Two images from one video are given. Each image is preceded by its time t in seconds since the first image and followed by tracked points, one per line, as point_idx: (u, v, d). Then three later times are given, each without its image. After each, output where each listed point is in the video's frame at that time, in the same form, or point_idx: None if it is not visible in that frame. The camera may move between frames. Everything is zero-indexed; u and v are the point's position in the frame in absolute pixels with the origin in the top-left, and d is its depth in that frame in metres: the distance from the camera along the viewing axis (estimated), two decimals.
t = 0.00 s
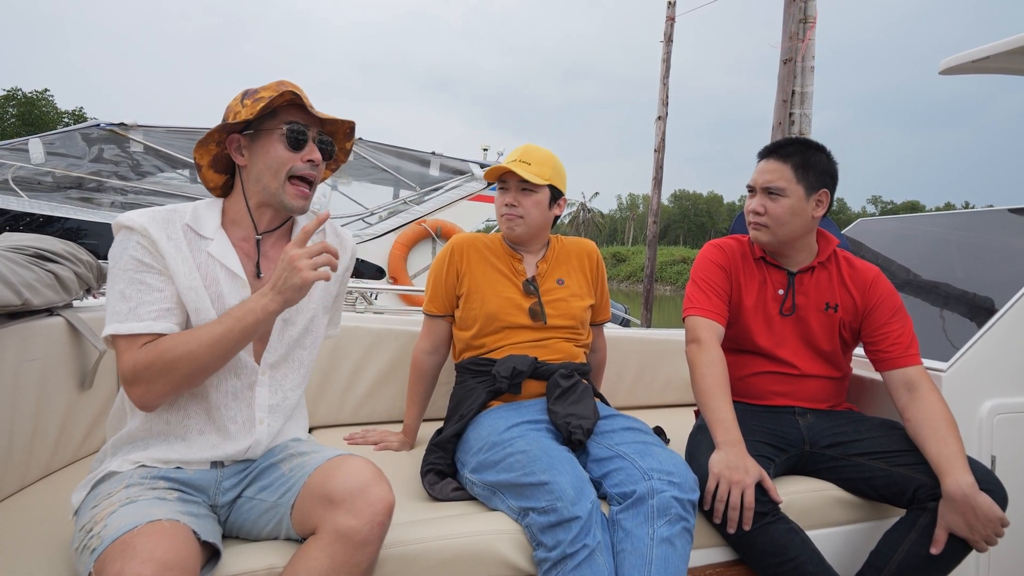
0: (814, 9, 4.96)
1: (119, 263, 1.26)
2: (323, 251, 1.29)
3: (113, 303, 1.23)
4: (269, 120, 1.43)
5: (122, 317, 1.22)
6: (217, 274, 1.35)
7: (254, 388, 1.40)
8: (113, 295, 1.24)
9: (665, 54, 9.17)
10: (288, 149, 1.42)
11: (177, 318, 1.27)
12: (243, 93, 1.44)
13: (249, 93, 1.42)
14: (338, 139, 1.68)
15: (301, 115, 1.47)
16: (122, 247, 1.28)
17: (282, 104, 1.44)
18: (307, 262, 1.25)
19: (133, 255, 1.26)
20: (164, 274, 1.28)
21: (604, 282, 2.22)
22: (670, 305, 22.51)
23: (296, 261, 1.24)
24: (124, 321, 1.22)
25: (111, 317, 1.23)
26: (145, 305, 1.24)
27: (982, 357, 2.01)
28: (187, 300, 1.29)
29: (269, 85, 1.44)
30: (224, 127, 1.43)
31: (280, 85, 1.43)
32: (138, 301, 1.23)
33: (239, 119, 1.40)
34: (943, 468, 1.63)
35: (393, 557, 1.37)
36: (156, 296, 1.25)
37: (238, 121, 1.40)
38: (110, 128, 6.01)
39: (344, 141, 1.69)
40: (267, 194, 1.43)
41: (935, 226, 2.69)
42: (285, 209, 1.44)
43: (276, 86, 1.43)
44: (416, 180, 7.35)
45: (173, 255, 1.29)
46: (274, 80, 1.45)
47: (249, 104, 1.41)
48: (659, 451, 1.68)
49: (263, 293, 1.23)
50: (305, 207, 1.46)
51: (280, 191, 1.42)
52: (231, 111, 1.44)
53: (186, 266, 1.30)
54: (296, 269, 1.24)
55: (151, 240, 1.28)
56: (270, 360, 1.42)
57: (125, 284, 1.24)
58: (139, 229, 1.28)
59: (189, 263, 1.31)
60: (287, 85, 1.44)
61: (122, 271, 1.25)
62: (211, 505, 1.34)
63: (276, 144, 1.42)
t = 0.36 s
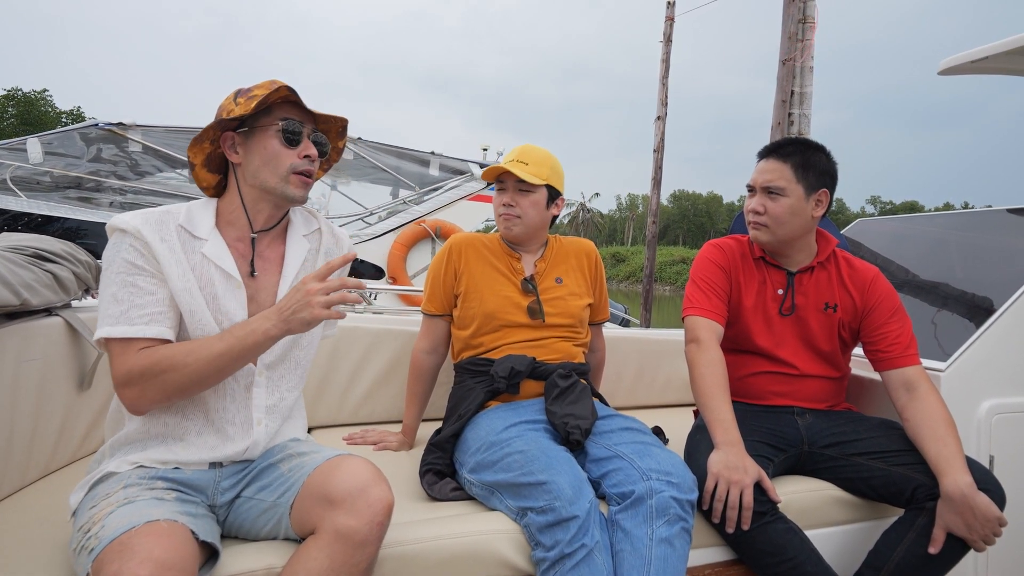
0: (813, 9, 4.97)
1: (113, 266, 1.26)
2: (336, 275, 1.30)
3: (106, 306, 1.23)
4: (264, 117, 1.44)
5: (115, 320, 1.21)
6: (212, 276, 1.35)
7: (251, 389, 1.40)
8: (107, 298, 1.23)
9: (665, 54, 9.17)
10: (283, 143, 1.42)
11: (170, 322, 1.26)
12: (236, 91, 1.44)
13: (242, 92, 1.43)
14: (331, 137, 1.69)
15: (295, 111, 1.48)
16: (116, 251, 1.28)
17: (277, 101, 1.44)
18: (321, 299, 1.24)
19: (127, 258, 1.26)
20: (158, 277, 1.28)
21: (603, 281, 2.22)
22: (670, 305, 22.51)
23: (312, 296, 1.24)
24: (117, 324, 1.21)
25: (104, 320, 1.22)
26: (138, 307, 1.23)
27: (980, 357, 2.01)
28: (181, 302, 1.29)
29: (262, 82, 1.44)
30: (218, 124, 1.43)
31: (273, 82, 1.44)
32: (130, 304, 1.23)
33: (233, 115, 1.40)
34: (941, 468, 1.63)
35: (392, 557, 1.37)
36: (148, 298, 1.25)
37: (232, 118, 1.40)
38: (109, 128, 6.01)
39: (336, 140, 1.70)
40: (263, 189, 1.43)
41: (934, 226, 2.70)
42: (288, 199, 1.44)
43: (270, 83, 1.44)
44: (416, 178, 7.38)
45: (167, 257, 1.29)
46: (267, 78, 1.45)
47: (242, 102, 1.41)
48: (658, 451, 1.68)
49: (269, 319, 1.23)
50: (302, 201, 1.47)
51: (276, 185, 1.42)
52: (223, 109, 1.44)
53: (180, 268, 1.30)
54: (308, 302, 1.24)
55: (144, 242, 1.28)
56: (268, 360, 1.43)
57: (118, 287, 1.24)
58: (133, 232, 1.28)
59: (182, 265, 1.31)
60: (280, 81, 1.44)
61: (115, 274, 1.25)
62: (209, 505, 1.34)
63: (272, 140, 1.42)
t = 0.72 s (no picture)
0: (813, 9, 4.98)
1: (123, 266, 1.24)
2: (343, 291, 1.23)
3: (119, 306, 1.21)
4: (269, 120, 1.43)
5: (130, 321, 1.20)
6: (224, 276, 1.36)
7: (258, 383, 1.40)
8: (119, 298, 1.22)
9: (664, 54, 9.18)
10: (291, 148, 1.43)
11: (185, 322, 1.26)
12: (238, 92, 1.43)
13: (243, 93, 1.42)
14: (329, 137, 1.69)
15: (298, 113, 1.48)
16: (123, 249, 1.26)
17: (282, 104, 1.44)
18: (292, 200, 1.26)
19: (138, 258, 1.25)
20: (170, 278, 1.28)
21: (604, 282, 2.22)
22: (670, 306, 22.50)
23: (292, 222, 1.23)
24: (131, 325, 1.20)
25: (116, 322, 1.21)
26: (155, 309, 1.23)
27: (981, 357, 2.00)
28: (196, 303, 1.30)
29: (264, 83, 1.44)
30: (222, 127, 1.41)
31: (276, 84, 1.44)
32: (145, 305, 1.22)
33: (239, 118, 1.39)
34: (942, 468, 1.63)
35: (392, 558, 1.37)
36: (163, 300, 1.24)
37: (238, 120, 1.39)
38: (109, 129, 6.01)
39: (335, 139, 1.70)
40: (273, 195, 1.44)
41: (935, 227, 2.69)
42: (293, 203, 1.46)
43: (273, 85, 1.44)
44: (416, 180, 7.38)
45: (179, 258, 1.29)
46: (268, 79, 1.45)
47: (247, 103, 1.40)
48: (659, 452, 1.68)
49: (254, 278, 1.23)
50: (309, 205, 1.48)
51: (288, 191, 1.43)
52: (226, 111, 1.42)
53: (193, 268, 1.31)
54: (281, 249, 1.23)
55: (156, 241, 1.28)
56: (273, 360, 1.43)
57: (131, 288, 1.23)
58: (143, 231, 1.27)
59: (194, 264, 1.32)
60: (282, 84, 1.45)
61: (126, 275, 1.24)
62: (209, 506, 1.34)
63: (280, 144, 1.43)
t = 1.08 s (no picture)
0: (812, 11, 4.99)
1: (147, 295, 1.22)
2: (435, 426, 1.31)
3: (149, 337, 1.21)
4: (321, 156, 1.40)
5: (167, 352, 1.21)
6: (239, 295, 1.35)
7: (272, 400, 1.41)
8: (148, 329, 1.21)
9: (664, 55, 9.19)
10: (335, 189, 1.42)
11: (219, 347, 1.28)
12: (291, 113, 1.37)
13: (298, 116, 1.38)
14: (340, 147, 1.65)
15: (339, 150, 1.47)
16: (140, 276, 1.23)
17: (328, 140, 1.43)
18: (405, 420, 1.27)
19: (162, 287, 1.23)
20: (196, 304, 1.27)
21: (604, 283, 2.22)
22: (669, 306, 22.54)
23: (405, 433, 1.29)
24: (174, 358, 1.21)
25: (155, 357, 1.20)
26: (191, 337, 1.24)
27: (980, 358, 2.01)
28: (220, 328, 1.29)
29: (316, 111, 1.42)
30: (270, 149, 1.34)
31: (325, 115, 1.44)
32: (180, 336, 1.23)
33: (294, 146, 1.36)
34: (940, 468, 1.63)
35: (391, 559, 1.37)
36: (197, 328, 1.25)
37: (293, 149, 1.36)
38: (108, 129, 6.02)
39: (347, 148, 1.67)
40: (302, 227, 1.42)
41: (934, 228, 2.70)
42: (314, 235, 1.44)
43: (324, 117, 1.43)
44: (416, 181, 7.37)
45: (200, 282, 1.28)
46: (319, 104, 1.43)
47: (304, 131, 1.38)
48: (658, 453, 1.68)
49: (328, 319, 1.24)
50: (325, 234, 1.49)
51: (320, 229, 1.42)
52: (278, 129, 1.35)
53: (212, 292, 1.30)
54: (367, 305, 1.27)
55: (174, 267, 1.26)
56: (278, 370, 1.43)
57: (161, 318, 1.22)
58: (162, 258, 1.24)
59: (212, 288, 1.31)
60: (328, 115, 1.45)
61: (153, 303, 1.23)
62: (211, 506, 1.33)
63: (326, 183, 1.39)
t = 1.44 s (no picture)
0: (811, 12, 5.00)
1: (115, 298, 1.22)
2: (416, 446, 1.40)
3: (122, 341, 1.21)
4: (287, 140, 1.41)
5: (143, 356, 1.21)
6: (214, 294, 1.35)
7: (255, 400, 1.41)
8: (121, 333, 1.21)
9: (663, 56, 9.20)
10: (308, 172, 1.42)
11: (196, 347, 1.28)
12: (250, 98, 1.37)
13: (258, 101, 1.38)
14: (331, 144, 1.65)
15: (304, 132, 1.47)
16: (108, 280, 1.22)
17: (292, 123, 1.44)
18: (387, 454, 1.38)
19: (132, 290, 1.23)
20: (168, 304, 1.26)
21: (603, 284, 2.22)
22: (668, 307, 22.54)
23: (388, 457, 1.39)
24: (149, 361, 1.21)
25: (127, 360, 1.20)
26: (166, 339, 1.24)
27: (978, 359, 2.01)
28: (195, 328, 1.28)
29: (275, 93, 1.42)
30: (238, 139, 1.34)
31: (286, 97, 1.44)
32: (154, 338, 1.23)
33: (260, 133, 1.36)
34: (938, 470, 1.63)
35: (388, 560, 1.36)
36: (171, 329, 1.25)
37: (260, 137, 1.36)
38: (105, 129, 6.01)
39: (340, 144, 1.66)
40: (280, 216, 1.42)
41: (933, 229, 2.70)
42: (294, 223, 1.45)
43: (284, 99, 1.43)
44: (416, 181, 7.38)
45: (170, 283, 1.27)
46: (277, 87, 1.43)
47: (267, 116, 1.38)
48: (657, 454, 1.68)
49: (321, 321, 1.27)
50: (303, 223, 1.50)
51: (298, 216, 1.44)
52: (240, 118, 1.35)
53: (183, 292, 1.30)
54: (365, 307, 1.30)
55: (142, 268, 1.24)
56: (263, 370, 1.43)
57: (134, 321, 1.22)
58: (128, 260, 1.23)
59: (183, 288, 1.30)
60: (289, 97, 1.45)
61: (124, 307, 1.22)
62: (207, 508, 1.34)
63: (298, 167, 1.40)
